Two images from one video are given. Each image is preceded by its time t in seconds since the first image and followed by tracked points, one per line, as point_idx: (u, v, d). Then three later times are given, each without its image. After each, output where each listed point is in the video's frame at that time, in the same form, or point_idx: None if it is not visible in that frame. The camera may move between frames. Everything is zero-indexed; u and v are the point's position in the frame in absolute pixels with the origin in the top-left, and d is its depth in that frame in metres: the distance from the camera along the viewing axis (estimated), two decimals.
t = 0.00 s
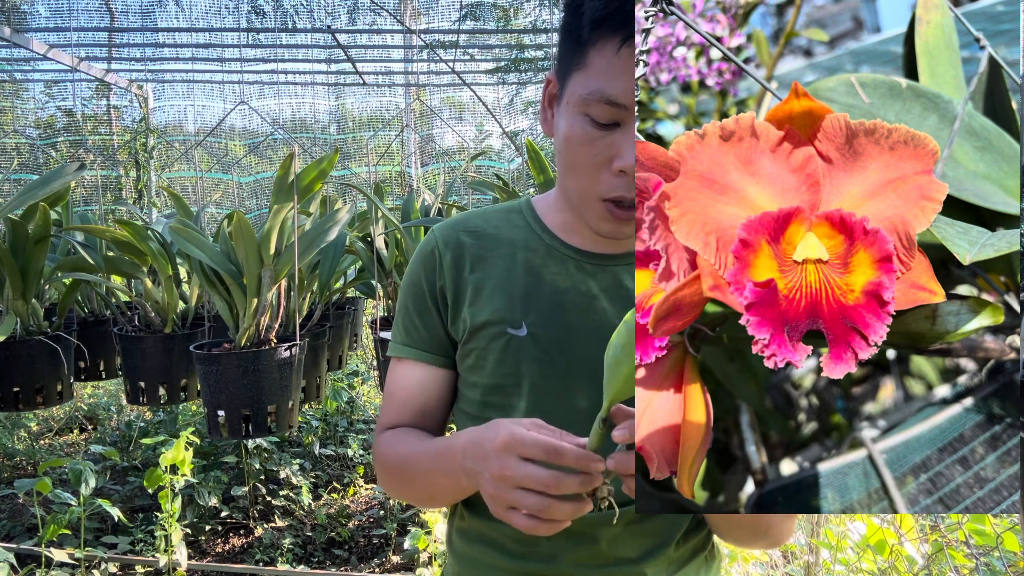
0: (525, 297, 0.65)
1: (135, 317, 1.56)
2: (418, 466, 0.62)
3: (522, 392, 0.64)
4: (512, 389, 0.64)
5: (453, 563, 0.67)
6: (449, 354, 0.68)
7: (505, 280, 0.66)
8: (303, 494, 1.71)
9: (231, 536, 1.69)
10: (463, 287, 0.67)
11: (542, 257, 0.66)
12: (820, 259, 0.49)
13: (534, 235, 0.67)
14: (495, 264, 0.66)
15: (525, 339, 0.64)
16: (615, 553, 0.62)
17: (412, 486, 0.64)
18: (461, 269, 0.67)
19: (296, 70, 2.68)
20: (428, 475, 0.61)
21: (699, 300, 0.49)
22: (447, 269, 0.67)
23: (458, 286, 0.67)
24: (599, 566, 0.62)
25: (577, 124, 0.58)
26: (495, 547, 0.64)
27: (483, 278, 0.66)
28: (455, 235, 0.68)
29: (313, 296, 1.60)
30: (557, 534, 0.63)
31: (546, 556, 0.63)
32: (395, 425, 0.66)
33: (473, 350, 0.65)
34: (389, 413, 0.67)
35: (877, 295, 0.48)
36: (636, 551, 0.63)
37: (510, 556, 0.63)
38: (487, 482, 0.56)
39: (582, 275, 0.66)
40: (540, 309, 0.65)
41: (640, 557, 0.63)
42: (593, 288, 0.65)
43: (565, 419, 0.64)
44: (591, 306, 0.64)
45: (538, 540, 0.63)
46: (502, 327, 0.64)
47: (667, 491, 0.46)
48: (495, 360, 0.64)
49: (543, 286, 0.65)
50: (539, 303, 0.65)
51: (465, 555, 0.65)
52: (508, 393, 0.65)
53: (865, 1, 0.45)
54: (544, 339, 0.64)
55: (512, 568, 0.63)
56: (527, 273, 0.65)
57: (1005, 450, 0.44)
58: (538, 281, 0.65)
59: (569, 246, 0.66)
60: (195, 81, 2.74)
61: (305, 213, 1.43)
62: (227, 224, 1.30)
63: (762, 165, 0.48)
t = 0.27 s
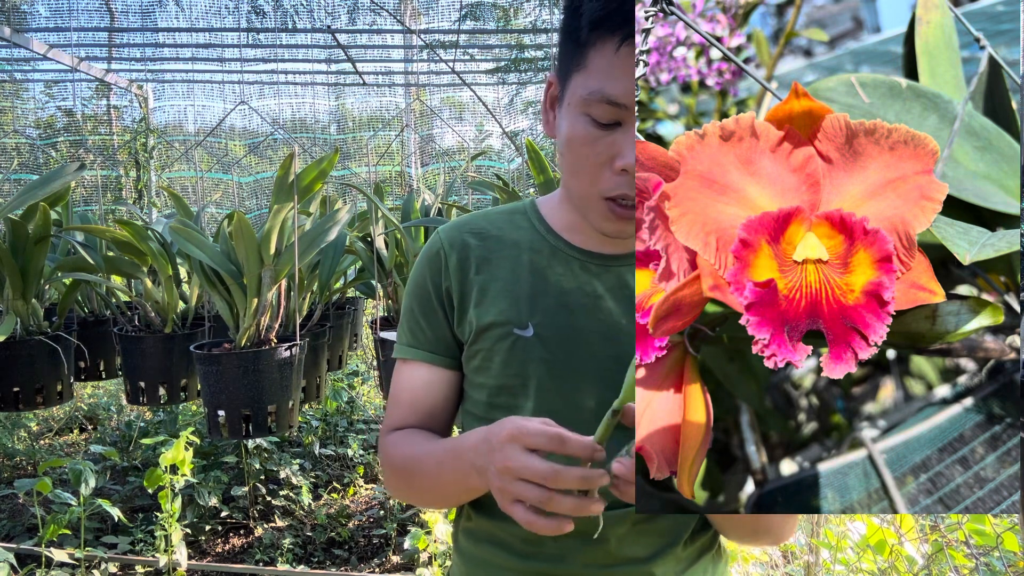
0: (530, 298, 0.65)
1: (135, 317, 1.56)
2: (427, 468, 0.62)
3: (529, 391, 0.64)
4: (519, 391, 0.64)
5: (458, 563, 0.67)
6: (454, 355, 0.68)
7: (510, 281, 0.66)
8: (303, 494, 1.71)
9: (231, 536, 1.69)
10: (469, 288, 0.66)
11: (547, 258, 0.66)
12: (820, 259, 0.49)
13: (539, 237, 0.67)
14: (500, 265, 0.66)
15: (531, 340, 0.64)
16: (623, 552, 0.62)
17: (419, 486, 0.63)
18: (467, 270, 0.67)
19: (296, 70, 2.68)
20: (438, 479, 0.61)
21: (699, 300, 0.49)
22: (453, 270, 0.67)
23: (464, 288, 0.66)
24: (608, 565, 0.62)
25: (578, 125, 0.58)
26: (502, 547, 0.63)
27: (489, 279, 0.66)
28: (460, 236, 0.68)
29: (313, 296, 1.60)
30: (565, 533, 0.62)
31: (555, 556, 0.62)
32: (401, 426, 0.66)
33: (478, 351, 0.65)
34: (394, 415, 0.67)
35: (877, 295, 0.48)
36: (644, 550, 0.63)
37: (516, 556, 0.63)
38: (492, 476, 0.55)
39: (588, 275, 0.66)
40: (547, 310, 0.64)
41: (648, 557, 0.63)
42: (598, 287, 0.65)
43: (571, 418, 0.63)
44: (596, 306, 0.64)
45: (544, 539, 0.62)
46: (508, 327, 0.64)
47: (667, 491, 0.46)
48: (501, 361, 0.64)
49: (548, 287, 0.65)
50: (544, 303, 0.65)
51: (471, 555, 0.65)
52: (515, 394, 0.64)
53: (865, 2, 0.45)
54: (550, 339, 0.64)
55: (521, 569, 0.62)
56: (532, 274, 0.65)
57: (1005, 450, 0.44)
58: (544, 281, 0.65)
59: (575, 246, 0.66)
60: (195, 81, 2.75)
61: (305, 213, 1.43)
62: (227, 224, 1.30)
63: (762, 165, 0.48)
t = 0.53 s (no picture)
0: (539, 299, 0.64)
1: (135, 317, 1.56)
2: (441, 472, 0.61)
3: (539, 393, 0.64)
4: (530, 391, 0.64)
5: (469, 563, 0.65)
6: (462, 357, 0.67)
7: (518, 283, 0.65)
8: (303, 494, 1.71)
9: (231, 536, 1.69)
10: (476, 290, 0.65)
11: (555, 259, 0.66)
12: (820, 259, 0.49)
13: (546, 240, 0.66)
14: (507, 267, 0.66)
15: (540, 340, 0.64)
16: (637, 550, 0.61)
17: (429, 487, 0.62)
18: (474, 271, 0.66)
19: (296, 70, 2.67)
20: (453, 479, 0.60)
21: (699, 300, 0.49)
22: (460, 272, 0.66)
23: (472, 289, 0.65)
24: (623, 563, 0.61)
25: (586, 128, 0.58)
26: (517, 548, 0.62)
27: (496, 281, 0.65)
28: (467, 238, 0.67)
29: (313, 296, 1.60)
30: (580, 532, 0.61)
31: (570, 555, 0.61)
32: (413, 430, 0.65)
33: (487, 352, 0.64)
34: (404, 419, 0.66)
35: (877, 295, 0.48)
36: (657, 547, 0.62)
37: (532, 556, 0.61)
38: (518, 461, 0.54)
39: (594, 275, 0.65)
40: (555, 310, 0.64)
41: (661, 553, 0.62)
42: (606, 287, 0.65)
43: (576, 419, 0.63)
44: (605, 306, 0.64)
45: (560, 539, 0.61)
46: (518, 328, 0.64)
47: (667, 492, 0.46)
48: (512, 361, 0.64)
49: (556, 288, 0.65)
50: (553, 304, 0.64)
51: (483, 556, 0.63)
52: (525, 395, 0.64)
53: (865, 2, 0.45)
54: (561, 339, 0.64)
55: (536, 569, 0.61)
56: (541, 275, 0.65)
57: (1005, 450, 0.44)
58: (551, 282, 0.65)
59: (582, 246, 0.66)
60: (196, 81, 2.75)
61: (305, 214, 1.43)
62: (228, 224, 1.30)
63: (762, 165, 0.48)
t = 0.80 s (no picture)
0: (543, 300, 0.62)
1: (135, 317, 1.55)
2: (444, 476, 0.60)
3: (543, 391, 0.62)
4: (533, 392, 0.62)
5: (475, 564, 0.64)
6: (466, 358, 0.65)
7: (521, 283, 0.63)
8: (303, 493, 1.71)
9: (231, 536, 1.68)
10: (480, 291, 0.63)
11: (557, 259, 0.63)
12: (820, 259, 0.49)
13: (547, 240, 0.64)
14: (510, 268, 0.63)
15: (545, 341, 0.61)
16: (644, 547, 0.61)
17: (431, 489, 0.62)
18: (478, 271, 0.63)
19: (296, 70, 2.67)
20: (463, 475, 0.59)
21: (699, 300, 0.49)
22: (463, 274, 0.63)
23: (475, 291, 0.63)
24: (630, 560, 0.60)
25: (588, 129, 0.57)
26: (523, 547, 0.61)
27: (498, 282, 0.63)
28: (469, 239, 0.65)
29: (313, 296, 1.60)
30: (586, 530, 0.60)
31: (576, 553, 0.60)
32: (417, 431, 0.64)
33: (491, 354, 0.62)
34: (407, 419, 0.65)
35: (877, 295, 0.48)
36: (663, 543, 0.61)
37: (538, 554, 0.61)
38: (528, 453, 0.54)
39: (596, 274, 0.63)
40: (559, 311, 0.62)
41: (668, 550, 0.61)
42: (608, 287, 0.63)
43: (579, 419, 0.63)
44: (607, 306, 0.62)
45: (566, 538, 0.61)
46: (521, 329, 0.62)
47: (667, 492, 0.46)
48: (516, 362, 0.62)
49: (559, 288, 0.63)
50: (556, 304, 0.62)
51: (489, 556, 0.63)
52: (528, 395, 0.62)
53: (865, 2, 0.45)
54: (564, 339, 0.62)
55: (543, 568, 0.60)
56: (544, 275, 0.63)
57: (1005, 450, 0.44)
58: (554, 283, 0.63)
59: (583, 247, 0.64)
60: (196, 82, 2.75)
61: (305, 214, 1.43)
62: (227, 224, 1.30)
63: (762, 165, 0.48)
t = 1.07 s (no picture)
0: (546, 300, 0.63)
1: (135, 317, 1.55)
2: (448, 471, 0.60)
3: (545, 390, 0.63)
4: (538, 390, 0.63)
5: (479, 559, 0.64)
6: (471, 358, 0.65)
7: (524, 283, 0.63)
8: (303, 493, 1.71)
9: (231, 536, 1.68)
10: (484, 291, 0.64)
11: (559, 258, 0.64)
12: (820, 259, 0.49)
13: (549, 241, 0.65)
14: (513, 268, 0.64)
15: (549, 341, 0.62)
16: (648, 543, 0.61)
17: (436, 483, 0.61)
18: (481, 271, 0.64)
19: (297, 70, 2.67)
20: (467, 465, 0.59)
21: (699, 300, 0.49)
22: (467, 274, 0.64)
23: (479, 291, 0.64)
24: (635, 555, 0.60)
25: (587, 131, 0.57)
26: (528, 542, 0.61)
27: (502, 282, 0.63)
28: (472, 239, 0.65)
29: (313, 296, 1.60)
30: (592, 526, 0.60)
31: (582, 549, 0.60)
32: (420, 428, 0.63)
33: (495, 353, 0.63)
34: (411, 416, 0.64)
35: (877, 295, 0.48)
36: (667, 538, 0.62)
37: (544, 549, 0.61)
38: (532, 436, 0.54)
39: (598, 274, 0.64)
40: (563, 312, 0.63)
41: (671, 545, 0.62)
42: (610, 286, 0.63)
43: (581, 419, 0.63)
44: (609, 305, 0.63)
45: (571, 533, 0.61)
46: (526, 329, 0.62)
47: (667, 491, 0.46)
48: (520, 362, 0.62)
49: (562, 288, 0.63)
50: (560, 304, 0.63)
51: (495, 552, 0.63)
52: (531, 394, 0.63)
53: (865, 2, 0.45)
54: (567, 338, 0.62)
55: (548, 564, 0.60)
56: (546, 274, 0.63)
57: (1005, 450, 0.44)
58: (557, 283, 0.63)
59: (586, 246, 0.64)
60: (196, 82, 2.75)
61: (305, 214, 1.43)
62: (228, 224, 1.30)
63: (762, 165, 0.48)
